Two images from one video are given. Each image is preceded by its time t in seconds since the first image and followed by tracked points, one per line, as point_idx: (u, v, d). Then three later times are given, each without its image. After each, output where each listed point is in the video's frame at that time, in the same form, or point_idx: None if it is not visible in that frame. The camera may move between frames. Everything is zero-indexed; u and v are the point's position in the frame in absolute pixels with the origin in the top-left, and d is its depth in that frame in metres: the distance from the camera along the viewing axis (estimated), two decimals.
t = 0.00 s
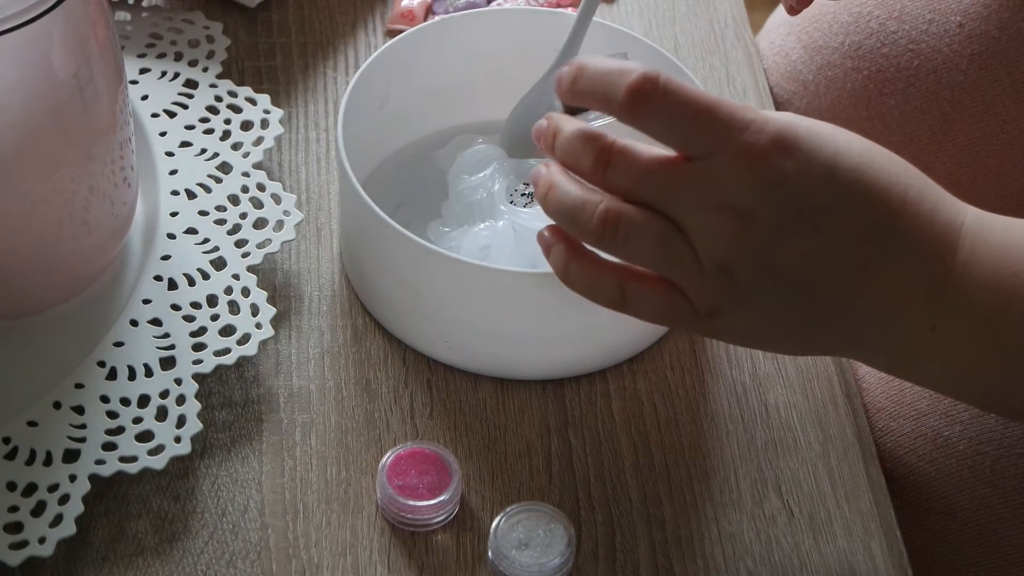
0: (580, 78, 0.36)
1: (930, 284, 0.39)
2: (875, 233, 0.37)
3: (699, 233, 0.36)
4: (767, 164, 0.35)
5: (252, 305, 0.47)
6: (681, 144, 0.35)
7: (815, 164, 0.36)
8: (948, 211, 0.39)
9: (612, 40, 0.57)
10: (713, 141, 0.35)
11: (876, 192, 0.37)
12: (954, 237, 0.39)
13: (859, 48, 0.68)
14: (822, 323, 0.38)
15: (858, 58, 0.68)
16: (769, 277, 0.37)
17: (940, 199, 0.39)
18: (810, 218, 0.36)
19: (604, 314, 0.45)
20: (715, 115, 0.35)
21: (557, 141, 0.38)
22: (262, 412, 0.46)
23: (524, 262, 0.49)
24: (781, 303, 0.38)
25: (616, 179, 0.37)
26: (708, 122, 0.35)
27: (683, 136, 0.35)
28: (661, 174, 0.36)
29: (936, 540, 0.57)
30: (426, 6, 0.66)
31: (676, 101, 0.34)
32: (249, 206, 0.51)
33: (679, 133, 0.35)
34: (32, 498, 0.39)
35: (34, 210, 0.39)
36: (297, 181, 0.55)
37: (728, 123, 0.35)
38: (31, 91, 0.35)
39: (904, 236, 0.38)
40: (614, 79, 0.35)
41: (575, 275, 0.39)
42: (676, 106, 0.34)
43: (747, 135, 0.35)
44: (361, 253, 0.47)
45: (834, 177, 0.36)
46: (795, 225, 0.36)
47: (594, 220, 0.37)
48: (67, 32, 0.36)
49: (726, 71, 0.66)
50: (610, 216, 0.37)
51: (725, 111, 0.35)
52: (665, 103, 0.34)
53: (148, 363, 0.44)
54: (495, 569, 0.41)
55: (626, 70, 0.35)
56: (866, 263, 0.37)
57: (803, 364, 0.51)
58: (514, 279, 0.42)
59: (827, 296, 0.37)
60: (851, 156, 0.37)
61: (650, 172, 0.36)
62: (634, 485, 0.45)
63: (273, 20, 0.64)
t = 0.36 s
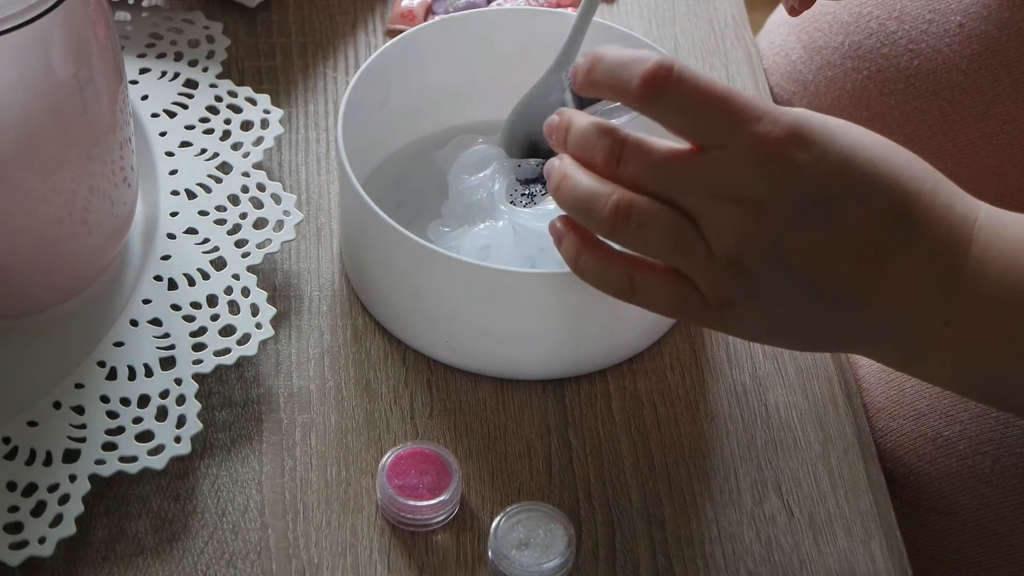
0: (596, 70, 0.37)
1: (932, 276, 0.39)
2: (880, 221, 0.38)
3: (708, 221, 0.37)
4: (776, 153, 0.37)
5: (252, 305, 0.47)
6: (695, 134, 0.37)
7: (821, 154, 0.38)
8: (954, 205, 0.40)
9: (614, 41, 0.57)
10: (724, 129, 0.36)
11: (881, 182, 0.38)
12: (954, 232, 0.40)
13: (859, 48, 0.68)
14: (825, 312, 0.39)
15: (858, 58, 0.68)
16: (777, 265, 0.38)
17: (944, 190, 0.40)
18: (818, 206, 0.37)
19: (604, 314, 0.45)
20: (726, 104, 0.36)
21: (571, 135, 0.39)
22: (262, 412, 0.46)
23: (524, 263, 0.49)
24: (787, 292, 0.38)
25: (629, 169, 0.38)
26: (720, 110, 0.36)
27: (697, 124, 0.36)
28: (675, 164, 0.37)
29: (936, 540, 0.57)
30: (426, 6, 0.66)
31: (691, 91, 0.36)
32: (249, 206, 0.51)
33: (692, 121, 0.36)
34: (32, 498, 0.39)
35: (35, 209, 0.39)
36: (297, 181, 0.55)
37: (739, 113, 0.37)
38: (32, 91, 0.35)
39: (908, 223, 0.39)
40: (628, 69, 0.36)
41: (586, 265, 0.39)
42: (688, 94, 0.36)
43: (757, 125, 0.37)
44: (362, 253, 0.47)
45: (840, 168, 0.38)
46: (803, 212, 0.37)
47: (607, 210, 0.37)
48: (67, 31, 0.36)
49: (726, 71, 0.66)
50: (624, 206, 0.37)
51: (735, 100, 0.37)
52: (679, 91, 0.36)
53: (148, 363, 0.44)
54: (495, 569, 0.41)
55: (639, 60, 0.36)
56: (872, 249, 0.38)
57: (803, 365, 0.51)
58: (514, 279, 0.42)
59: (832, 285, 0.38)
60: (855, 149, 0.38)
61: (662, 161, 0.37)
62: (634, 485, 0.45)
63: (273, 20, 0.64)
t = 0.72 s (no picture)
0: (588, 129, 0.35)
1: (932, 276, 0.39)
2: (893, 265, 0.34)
3: (698, 273, 0.34)
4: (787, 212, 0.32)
5: (252, 305, 0.47)
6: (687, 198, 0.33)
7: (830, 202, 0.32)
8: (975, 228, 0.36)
9: (613, 40, 0.57)
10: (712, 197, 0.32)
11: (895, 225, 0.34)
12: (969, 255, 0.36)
13: (859, 48, 0.68)
14: (833, 346, 0.36)
15: (858, 58, 0.68)
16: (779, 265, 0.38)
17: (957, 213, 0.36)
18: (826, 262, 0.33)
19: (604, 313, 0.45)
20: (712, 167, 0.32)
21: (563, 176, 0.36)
22: (262, 411, 0.46)
23: (524, 263, 0.50)
24: (790, 338, 0.34)
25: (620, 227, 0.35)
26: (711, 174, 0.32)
27: (684, 190, 0.32)
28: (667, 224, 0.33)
29: (937, 539, 0.57)
30: (426, 5, 0.66)
31: (672, 163, 0.32)
32: (249, 206, 0.51)
33: (675, 192, 0.32)
34: (32, 498, 0.39)
35: (35, 209, 0.39)
36: (297, 181, 0.55)
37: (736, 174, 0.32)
38: (32, 91, 0.35)
39: (919, 258, 0.35)
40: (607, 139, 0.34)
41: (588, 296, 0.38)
42: (670, 167, 0.32)
43: (752, 181, 0.32)
44: (362, 253, 0.47)
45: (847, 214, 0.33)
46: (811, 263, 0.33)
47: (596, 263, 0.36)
48: (67, 31, 0.36)
49: (726, 71, 0.66)
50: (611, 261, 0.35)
51: (725, 163, 0.32)
52: (655, 165, 0.32)
53: (148, 363, 0.44)
54: (495, 569, 0.41)
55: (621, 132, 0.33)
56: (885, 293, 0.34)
57: (803, 365, 0.51)
58: (514, 279, 0.42)
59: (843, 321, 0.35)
60: (886, 190, 0.34)
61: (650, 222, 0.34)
62: (634, 486, 0.45)
63: (273, 20, 0.64)
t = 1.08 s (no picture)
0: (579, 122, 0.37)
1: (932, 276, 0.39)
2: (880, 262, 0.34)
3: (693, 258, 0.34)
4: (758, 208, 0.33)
5: (252, 305, 0.47)
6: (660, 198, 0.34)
7: (806, 204, 0.33)
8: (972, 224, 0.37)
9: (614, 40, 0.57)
10: (683, 199, 0.33)
11: (877, 221, 0.34)
12: (965, 249, 0.37)
13: (859, 49, 0.68)
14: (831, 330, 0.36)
15: (858, 59, 0.68)
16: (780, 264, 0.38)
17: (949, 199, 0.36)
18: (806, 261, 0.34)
19: (604, 314, 0.45)
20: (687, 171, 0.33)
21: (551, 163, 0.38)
22: (262, 412, 0.46)
23: (524, 263, 0.50)
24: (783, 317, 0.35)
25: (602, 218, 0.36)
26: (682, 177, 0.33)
27: (657, 193, 0.34)
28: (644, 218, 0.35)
29: (938, 539, 0.57)
30: (426, 6, 0.66)
31: (642, 165, 0.33)
32: (248, 206, 0.51)
33: (648, 195, 0.34)
34: (32, 498, 0.39)
35: (35, 209, 0.39)
36: (297, 181, 0.55)
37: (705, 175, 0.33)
38: (32, 91, 0.35)
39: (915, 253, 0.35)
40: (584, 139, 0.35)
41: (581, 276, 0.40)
42: (638, 171, 0.33)
43: (726, 183, 0.33)
44: (362, 252, 0.47)
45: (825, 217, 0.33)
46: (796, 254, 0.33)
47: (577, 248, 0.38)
48: (67, 31, 0.36)
49: (726, 71, 0.66)
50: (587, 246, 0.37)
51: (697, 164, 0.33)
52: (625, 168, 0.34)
53: (148, 363, 0.44)
54: (495, 569, 0.42)
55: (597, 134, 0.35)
56: (872, 288, 0.35)
57: (803, 365, 0.51)
58: (514, 279, 0.42)
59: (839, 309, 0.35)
60: (875, 182, 0.34)
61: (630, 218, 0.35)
62: (634, 486, 0.45)
63: (273, 20, 0.64)
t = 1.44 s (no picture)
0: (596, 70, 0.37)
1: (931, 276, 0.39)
2: (873, 255, 0.34)
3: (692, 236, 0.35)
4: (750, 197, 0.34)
5: (252, 305, 0.47)
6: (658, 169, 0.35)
7: (796, 191, 0.33)
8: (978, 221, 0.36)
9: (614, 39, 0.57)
10: (680, 170, 0.34)
11: (870, 215, 0.34)
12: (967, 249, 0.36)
13: (858, 49, 0.67)
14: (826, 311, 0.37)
15: (857, 59, 0.67)
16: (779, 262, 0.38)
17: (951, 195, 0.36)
18: (796, 248, 0.34)
19: (604, 314, 0.45)
20: (683, 146, 0.34)
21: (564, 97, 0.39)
22: (261, 411, 0.46)
23: (524, 263, 0.50)
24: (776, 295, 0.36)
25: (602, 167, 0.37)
26: (683, 154, 0.34)
27: (655, 164, 0.35)
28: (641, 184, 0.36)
29: (939, 540, 0.57)
30: (426, 5, 0.66)
31: (646, 137, 0.34)
32: (249, 205, 0.51)
33: (646, 158, 0.34)
34: (32, 498, 0.39)
35: (35, 209, 0.39)
36: (297, 182, 0.55)
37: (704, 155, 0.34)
38: (32, 91, 0.35)
39: (913, 248, 0.35)
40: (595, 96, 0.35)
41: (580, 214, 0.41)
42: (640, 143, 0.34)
43: (719, 163, 0.33)
44: (363, 251, 0.47)
45: (815, 205, 0.33)
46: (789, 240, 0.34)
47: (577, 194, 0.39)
48: (67, 31, 0.36)
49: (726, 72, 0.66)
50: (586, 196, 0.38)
51: (696, 141, 0.34)
52: (625, 136, 0.34)
53: (148, 363, 0.44)
54: (495, 569, 0.42)
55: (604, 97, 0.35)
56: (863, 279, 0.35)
57: (803, 364, 0.51)
58: (514, 279, 0.42)
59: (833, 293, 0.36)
60: (877, 173, 0.34)
61: (625, 178, 0.36)
62: (634, 485, 0.45)
63: (273, 19, 0.64)
